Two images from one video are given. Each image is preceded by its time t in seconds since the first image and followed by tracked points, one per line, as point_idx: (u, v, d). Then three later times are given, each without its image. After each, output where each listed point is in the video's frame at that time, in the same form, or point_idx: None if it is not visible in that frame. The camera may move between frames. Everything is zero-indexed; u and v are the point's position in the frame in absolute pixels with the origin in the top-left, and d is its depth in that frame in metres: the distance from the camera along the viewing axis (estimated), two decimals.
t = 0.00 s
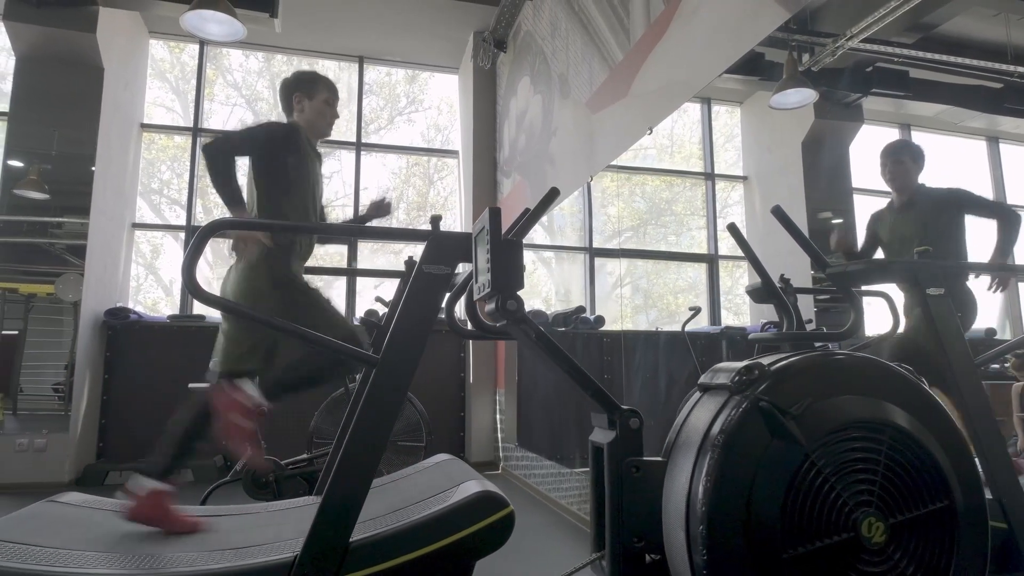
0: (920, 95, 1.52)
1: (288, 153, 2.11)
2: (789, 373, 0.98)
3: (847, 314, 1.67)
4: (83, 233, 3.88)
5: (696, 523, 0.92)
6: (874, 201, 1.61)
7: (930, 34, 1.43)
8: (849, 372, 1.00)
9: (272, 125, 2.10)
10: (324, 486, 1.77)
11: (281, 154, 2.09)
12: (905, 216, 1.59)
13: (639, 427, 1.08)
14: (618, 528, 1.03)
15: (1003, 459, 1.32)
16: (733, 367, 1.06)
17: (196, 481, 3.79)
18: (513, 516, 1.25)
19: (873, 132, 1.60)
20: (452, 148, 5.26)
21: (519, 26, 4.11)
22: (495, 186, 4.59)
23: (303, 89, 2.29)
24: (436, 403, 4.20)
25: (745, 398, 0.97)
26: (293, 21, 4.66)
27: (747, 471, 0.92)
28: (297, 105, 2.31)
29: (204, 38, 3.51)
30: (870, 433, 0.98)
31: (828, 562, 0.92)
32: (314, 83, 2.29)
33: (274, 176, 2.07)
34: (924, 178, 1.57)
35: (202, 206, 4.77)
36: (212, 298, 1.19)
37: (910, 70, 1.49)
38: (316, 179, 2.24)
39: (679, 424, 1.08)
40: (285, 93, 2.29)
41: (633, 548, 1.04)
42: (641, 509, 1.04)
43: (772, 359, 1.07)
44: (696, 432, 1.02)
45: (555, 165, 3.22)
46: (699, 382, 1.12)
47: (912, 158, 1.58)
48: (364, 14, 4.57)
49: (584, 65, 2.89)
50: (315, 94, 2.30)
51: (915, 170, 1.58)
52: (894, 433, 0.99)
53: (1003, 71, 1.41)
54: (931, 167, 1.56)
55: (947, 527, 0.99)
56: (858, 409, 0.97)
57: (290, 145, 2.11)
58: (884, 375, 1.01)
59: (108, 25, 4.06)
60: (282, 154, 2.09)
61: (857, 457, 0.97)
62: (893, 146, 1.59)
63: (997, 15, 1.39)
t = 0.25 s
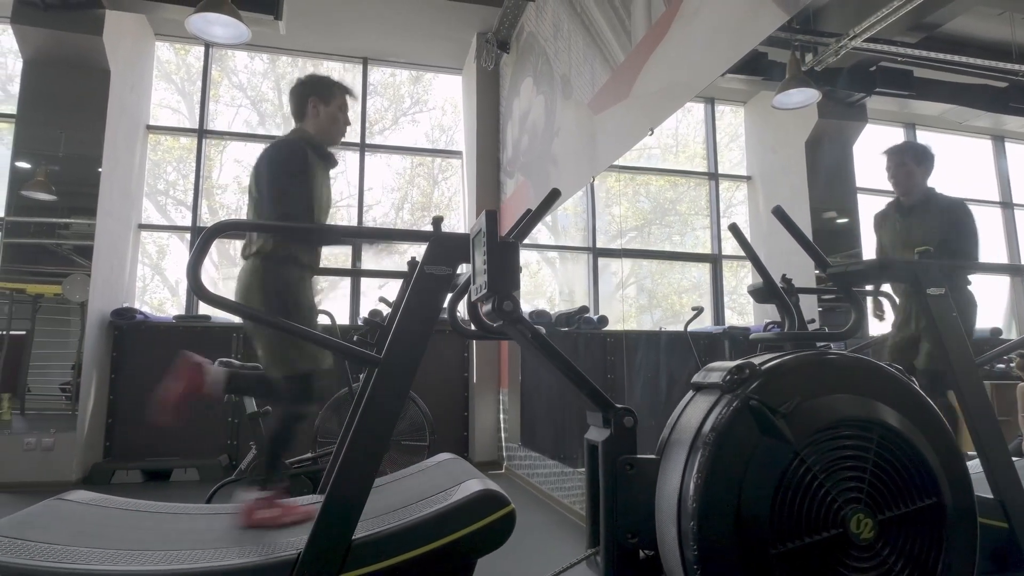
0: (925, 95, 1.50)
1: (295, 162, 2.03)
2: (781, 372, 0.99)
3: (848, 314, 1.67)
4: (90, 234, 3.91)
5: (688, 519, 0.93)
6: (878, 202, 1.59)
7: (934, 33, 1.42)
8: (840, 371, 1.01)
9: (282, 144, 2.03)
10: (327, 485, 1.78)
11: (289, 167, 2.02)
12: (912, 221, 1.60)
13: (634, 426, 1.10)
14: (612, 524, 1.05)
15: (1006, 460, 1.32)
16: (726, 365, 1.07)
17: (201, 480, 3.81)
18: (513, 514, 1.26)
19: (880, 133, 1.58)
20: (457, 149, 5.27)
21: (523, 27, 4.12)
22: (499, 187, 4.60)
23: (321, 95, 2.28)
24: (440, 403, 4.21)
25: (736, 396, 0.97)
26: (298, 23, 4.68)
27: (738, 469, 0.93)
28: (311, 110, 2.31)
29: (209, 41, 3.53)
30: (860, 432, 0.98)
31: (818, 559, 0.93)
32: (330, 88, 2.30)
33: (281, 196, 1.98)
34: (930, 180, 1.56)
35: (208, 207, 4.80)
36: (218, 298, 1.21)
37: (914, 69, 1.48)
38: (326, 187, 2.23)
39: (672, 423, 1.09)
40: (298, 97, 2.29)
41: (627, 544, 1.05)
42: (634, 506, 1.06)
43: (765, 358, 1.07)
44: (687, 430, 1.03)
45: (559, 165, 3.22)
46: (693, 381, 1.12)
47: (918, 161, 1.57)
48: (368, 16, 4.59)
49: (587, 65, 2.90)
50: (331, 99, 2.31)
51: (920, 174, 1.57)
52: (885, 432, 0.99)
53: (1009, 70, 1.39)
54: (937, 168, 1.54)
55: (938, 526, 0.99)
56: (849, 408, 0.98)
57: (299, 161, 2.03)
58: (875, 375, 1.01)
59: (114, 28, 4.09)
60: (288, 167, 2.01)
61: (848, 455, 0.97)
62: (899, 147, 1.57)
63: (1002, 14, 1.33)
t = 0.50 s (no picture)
0: (928, 94, 1.52)
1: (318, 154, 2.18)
2: (772, 372, 1.00)
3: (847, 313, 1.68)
4: (95, 234, 3.94)
5: (680, 516, 0.94)
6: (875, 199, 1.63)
7: (937, 32, 1.44)
8: (830, 370, 1.02)
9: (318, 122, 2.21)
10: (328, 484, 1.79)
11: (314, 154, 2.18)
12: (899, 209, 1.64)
13: (628, 424, 1.10)
14: (607, 521, 1.05)
15: (1005, 459, 1.32)
16: (718, 365, 1.07)
17: (205, 479, 3.83)
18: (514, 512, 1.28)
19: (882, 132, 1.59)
20: (460, 149, 5.29)
21: (525, 27, 4.13)
22: (501, 187, 4.61)
23: (331, 87, 2.33)
24: (443, 403, 4.23)
25: (728, 396, 0.98)
26: (301, 24, 4.71)
27: (728, 467, 0.94)
28: (321, 101, 2.35)
29: (214, 43, 3.55)
30: (851, 431, 0.99)
31: (808, 555, 0.94)
32: (339, 81, 2.34)
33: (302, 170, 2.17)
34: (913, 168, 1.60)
35: (212, 207, 4.83)
36: (221, 299, 1.22)
37: (917, 69, 1.50)
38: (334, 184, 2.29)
39: (665, 422, 1.10)
40: (309, 89, 2.32)
41: (620, 541, 1.05)
42: (628, 504, 1.07)
43: (758, 358, 1.08)
44: (680, 429, 1.04)
45: (561, 166, 3.23)
46: (686, 381, 1.13)
47: (901, 149, 1.61)
48: (371, 17, 4.60)
49: (588, 66, 2.91)
50: (340, 92, 2.35)
51: (902, 160, 1.61)
52: (874, 431, 1.00)
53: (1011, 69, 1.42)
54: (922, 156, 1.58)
55: (927, 524, 1.00)
56: (839, 407, 0.99)
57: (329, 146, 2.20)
58: (866, 375, 1.02)
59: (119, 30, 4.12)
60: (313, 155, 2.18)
61: (838, 453, 0.98)
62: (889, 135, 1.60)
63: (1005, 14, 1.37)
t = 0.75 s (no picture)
0: (929, 94, 1.55)
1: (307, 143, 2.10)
2: (765, 370, 1.01)
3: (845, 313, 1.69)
4: (99, 235, 3.97)
5: (672, 512, 0.95)
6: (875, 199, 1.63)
7: (939, 32, 1.47)
8: (822, 369, 1.03)
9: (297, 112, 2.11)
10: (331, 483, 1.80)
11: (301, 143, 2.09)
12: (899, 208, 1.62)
13: (623, 422, 1.11)
14: (601, 516, 1.07)
15: (1004, 458, 1.33)
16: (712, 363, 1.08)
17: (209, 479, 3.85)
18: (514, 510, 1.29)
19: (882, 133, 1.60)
20: (462, 149, 5.30)
21: (527, 28, 4.14)
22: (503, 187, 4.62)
23: (332, 80, 2.32)
24: (445, 403, 4.24)
25: (720, 393, 0.99)
26: (304, 25, 4.73)
27: (720, 463, 0.95)
28: (325, 97, 2.36)
29: (217, 44, 3.57)
30: (842, 428, 1.00)
31: (798, 551, 0.95)
32: (340, 75, 2.33)
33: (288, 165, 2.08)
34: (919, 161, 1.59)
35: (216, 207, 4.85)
36: (226, 299, 1.24)
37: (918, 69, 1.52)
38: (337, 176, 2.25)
39: (660, 419, 1.11)
40: (313, 85, 2.34)
41: (615, 537, 1.07)
42: (623, 500, 1.08)
43: (751, 356, 1.09)
44: (674, 426, 1.05)
45: (562, 166, 3.24)
46: (680, 379, 1.14)
47: (906, 141, 1.60)
48: (373, 17, 4.62)
49: (589, 67, 2.92)
50: (343, 84, 2.34)
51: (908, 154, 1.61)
52: (865, 428, 1.01)
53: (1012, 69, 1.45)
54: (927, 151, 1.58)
55: (917, 521, 1.00)
56: (831, 404, 1.00)
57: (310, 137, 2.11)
58: (857, 373, 1.03)
59: (124, 31, 4.15)
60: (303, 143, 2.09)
61: (829, 451, 0.99)
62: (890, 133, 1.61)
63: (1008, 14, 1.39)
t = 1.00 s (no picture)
0: (932, 93, 1.55)
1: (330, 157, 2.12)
2: (768, 367, 1.01)
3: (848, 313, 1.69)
4: (101, 234, 3.98)
5: (675, 510, 0.95)
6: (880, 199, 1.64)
7: (941, 31, 1.47)
8: (825, 366, 1.03)
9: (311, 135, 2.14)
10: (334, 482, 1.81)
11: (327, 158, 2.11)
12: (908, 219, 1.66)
13: (626, 420, 1.12)
14: (604, 514, 1.07)
15: (1007, 458, 1.32)
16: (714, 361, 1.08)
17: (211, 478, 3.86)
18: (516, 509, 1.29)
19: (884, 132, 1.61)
20: (464, 149, 5.30)
21: (529, 27, 4.15)
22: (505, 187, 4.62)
23: (336, 96, 2.32)
24: (447, 402, 4.24)
25: (722, 391, 0.99)
26: (306, 25, 4.73)
27: (723, 461, 0.95)
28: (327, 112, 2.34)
29: (219, 44, 3.57)
30: (844, 426, 1.00)
31: (801, 549, 0.95)
32: (344, 90, 2.34)
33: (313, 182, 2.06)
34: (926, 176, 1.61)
35: (218, 207, 4.85)
36: (228, 298, 1.24)
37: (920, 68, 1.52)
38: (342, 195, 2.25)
39: (662, 417, 1.11)
40: (315, 100, 2.32)
41: (617, 535, 1.07)
42: (626, 498, 1.08)
43: (753, 354, 1.09)
44: (676, 424, 1.04)
45: (564, 166, 3.24)
46: (682, 377, 1.14)
47: (913, 157, 1.61)
48: (374, 17, 4.62)
49: (590, 67, 2.92)
50: (346, 99, 2.35)
51: (915, 168, 1.62)
52: (867, 426, 1.01)
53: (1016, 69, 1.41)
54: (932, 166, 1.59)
55: (919, 519, 1.00)
56: (833, 402, 1.00)
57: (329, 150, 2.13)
58: (859, 370, 1.03)
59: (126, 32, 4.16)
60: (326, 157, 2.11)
61: (832, 449, 0.99)
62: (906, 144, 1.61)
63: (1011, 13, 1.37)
